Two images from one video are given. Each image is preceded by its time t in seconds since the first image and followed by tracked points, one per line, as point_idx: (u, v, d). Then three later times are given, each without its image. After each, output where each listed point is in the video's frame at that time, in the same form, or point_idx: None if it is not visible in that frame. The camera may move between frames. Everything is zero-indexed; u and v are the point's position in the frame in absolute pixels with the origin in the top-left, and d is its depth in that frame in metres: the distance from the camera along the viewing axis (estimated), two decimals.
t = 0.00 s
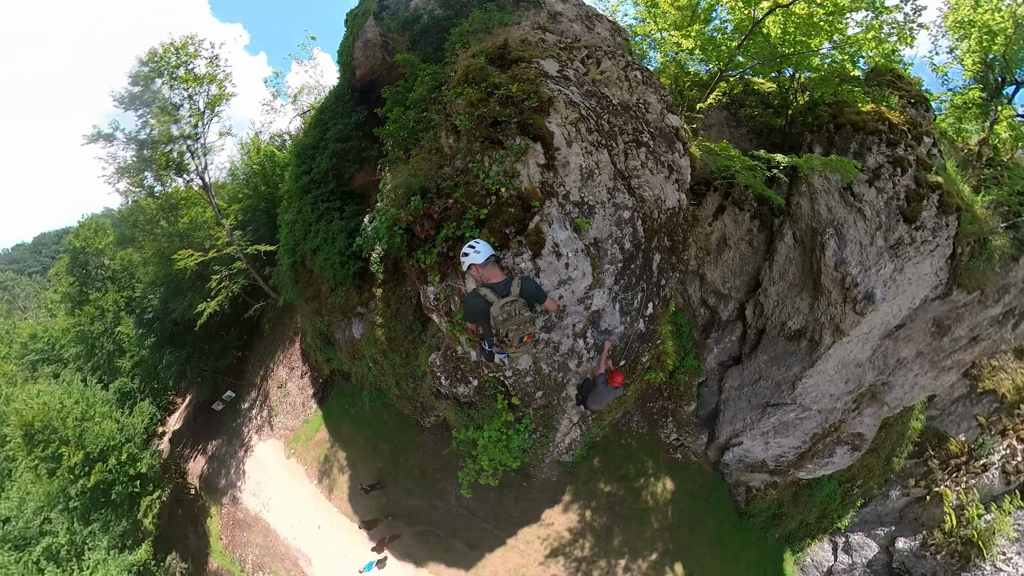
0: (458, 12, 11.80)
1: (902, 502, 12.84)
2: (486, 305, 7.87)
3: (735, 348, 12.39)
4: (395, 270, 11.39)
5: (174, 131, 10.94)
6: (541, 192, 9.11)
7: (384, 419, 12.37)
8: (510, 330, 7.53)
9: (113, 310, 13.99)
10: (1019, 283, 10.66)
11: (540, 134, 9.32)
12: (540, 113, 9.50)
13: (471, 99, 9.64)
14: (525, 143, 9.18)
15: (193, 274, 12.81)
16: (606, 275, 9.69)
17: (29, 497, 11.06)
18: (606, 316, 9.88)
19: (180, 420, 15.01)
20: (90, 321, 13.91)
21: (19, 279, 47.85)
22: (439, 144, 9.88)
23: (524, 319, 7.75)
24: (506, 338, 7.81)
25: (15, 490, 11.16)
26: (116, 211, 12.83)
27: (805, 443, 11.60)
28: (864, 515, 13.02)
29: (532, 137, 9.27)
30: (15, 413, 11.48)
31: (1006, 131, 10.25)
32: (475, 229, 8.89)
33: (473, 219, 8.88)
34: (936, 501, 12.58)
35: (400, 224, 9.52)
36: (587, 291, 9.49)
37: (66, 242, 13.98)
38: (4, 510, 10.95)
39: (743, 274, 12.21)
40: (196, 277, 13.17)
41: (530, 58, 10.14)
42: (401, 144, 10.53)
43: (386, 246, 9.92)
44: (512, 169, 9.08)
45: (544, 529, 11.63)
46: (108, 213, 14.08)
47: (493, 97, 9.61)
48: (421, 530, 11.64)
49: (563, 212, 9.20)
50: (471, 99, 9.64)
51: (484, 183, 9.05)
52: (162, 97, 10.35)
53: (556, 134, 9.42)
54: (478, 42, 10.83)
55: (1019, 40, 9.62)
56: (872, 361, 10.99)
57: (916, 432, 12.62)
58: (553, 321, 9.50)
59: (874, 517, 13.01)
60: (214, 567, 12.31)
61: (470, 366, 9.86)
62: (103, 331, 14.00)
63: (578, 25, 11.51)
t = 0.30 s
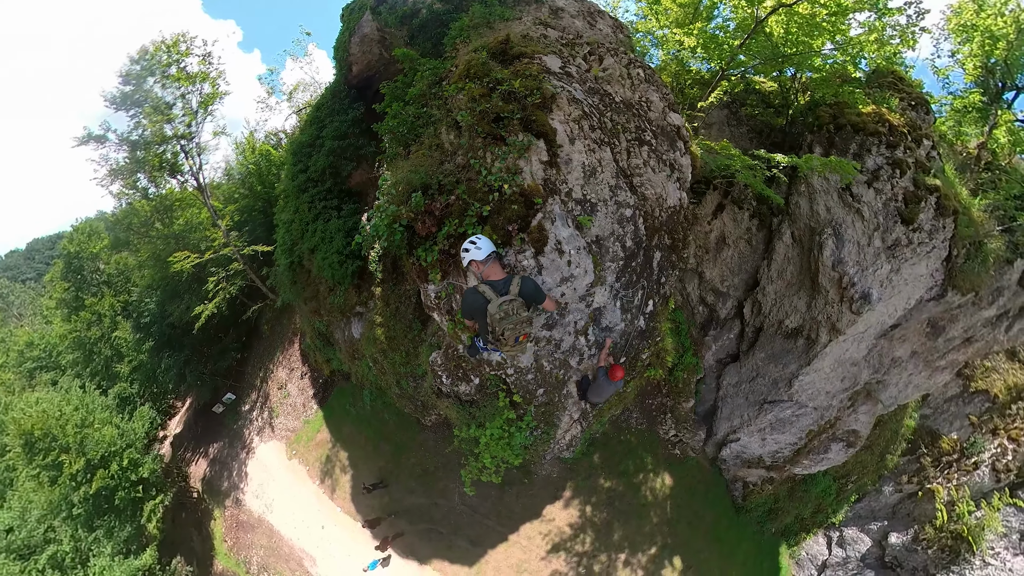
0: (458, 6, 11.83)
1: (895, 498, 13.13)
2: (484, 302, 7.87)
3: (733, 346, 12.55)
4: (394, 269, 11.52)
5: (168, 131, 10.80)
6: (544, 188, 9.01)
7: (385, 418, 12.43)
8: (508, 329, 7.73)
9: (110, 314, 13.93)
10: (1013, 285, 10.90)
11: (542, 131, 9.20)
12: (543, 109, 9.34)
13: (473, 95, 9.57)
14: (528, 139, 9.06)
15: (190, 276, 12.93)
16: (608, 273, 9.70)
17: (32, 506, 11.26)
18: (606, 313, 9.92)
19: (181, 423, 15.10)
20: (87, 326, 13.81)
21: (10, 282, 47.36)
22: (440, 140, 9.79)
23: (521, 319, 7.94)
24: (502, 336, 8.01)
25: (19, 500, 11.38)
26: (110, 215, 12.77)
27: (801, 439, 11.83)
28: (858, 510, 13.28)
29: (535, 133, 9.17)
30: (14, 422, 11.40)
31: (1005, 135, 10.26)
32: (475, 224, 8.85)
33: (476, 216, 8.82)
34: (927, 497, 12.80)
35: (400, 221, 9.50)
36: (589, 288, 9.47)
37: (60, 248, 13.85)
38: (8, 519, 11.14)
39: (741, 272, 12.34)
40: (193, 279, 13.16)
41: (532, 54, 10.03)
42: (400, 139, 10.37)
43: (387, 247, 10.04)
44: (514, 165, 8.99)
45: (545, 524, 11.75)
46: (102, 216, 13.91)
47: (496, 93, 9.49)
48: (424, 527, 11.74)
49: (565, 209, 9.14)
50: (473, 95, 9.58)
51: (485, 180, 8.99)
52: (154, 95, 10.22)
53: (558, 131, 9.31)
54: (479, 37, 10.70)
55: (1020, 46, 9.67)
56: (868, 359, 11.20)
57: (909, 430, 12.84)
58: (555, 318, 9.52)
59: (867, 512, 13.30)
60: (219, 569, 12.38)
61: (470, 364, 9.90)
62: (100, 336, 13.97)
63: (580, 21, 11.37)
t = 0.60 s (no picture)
0: None
1: (888, 493, 13.33)
2: (489, 300, 8.05)
3: (731, 345, 12.74)
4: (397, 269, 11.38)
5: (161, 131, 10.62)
6: (553, 189, 8.99)
7: (386, 419, 12.50)
8: (508, 332, 7.78)
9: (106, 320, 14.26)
10: (1005, 289, 11.11)
11: (553, 130, 9.17)
12: (553, 108, 9.35)
13: (480, 90, 9.41)
14: (538, 138, 9.04)
15: (185, 279, 12.58)
16: (612, 274, 9.70)
17: (34, 516, 11.23)
18: (610, 314, 9.93)
19: (182, 428, 15.21)
20: (83, 333, 14.13)
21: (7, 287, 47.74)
22: (443, 136, 9.53)
23: (523, 324, 7.99)
24: (502, 338, 8.04)
25: (21, 510, 11.40)
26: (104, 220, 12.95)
27: (796, 436, 12.05)
28: (851, 505, 13.46)
29: (545, 133, 9.15)
30: (12, 433, 11.58)
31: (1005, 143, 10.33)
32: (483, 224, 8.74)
33: (485, 216, 8.74)
34: (918, 493, 13.00)
35: (405, 221, 9.25)
36: (595, 289, 9.44)
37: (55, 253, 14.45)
38: (10, 531, 11.09)
39: (740, 272, 12.49)
40: (188, 282, 12.92)
41: (541, 50, 10.00)
42: (403, 134, 10.07)
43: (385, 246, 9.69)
44: (524, 165, 8.94)
45: (547, 520, 11.93)
46: (96, 221, 13.84)
47: (505, 88, 9.39)
48: (427, 526, 11.87)
49: (573, 211, 9.12)
50: (480, 90, 9.42)
51: (494, 179, 8.89)
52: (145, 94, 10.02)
53: (568, 130, 9.31)
54: (484, 31, 10.54)
55: (1021, 54, 9.84)
56: (862, 359, 11.45)
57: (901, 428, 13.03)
58: (560, 319, 9.53)
59: (860, 508, 13.43)
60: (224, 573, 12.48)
61: (475, 365, 9.84)
62: (97, 343, 14.24)
63: (585, 18, 11.20)
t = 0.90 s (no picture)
0: None
1: (882, 489, 13.11)
2: (482, 303, 8.00)
3: (728, 342, 12.84)
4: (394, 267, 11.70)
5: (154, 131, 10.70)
6: (552, 186, 8.85)
7: (387, 418, 12.55)
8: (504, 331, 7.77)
9: (104, 325, 14.54)
10: (1000, 291, 11.23)
11: (551, 127, 9.04)
12: (552, 105, 9.21)
13: (479, 87, 9.27)
14: (536, 135, 8.90)
15: (183, 280, 12.89)
16: (612, 272, 9.64)
17: (39, 525, 11.21)
18: (609, 311, 9.86)
19: (182, 431, 15.34)
20: (81, 339, 14.37)
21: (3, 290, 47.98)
22: (441, 134, 9.37)
23: (519, 322, 7.96)
24: (499, 338, 8.06)
25: (24, 519, 11.34)
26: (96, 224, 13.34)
27: (793, 433, 12.20)
28: (845, 501, 13.41)
29: (543, 129, 9.00)
30: (13, 442, 11.63)
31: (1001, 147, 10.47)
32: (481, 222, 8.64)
33: (484, 214, 8.61)
34: (911, 490, 12.72)
35: (403, 220, 9.13)
36: (593, 287, 9.35)
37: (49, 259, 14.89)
38: (15, 540, 10.98)
39: (738, 270, 12.56)
40: (186, 285, 13.18)
41: (540, 47, 9.84)
42: (401, 130, 9.88)
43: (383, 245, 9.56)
44: (522, 162, 8.79)
45: (547, 516, 12.11)
46: (89, 225, 13.81)
47: (504, 85, 9.28)
48: (430, 523, 12.01)
49: (572, 208, 9.01)
50: (478, 87, 9.26)
51: (492, 176, 8.78)
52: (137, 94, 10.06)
53: (567, 127, 9.19)
54: (483, 27, 10.42)
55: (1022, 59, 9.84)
56: (858, 357, 11.62)
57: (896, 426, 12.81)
58: (559, 317, 9.44)
59: (854, 503, 13.36)
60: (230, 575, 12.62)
61: (475, 363, 9.78)
62: (95, 348, 14.39)
63: (585, 14, 11.05)
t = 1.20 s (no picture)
0: None
1: (875, 485, 13.42)
2: (495, 307, 8.00)
3: (727, 341, 13.08)
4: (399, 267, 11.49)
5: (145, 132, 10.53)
6: (569, 190, 8.92)
7: (390, 419, 12.60)
8: (518, 336, 7.63)
9: (99, 331, 14.57)
10: (992, 294, 11.40)
11: (570, 129, 9.01)
12: (570, 106, 9.16)
13: (496, 82, 9.01)
14: (555, 137, 8.82)
15: (180, 284, 13.05)
16: (620, 275, 9.85)
17: (42, 536, 11.53)
18: (617, 313, 10.02)
19: (184, 435, 15.27)
20: (78, 345, 14.58)
21: None
22: (451, 129, 9.22)
23: (532, 327, 7.91)
24: (511, 343, 7.85)
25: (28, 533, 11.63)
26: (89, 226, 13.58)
27: (789, 429, 12.51)
28: (839, 495, 13.78)
29: (563, 131, 8.96)
30: (12, 454, 11.79)
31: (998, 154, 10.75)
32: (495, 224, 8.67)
33: (502, 215, 8.59)
34: (903, 485, 13.06)
35: (415, 221, 8.74)
36: (603, 290, 9.56)
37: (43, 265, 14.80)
38: (20, 552, 11.42)
39: (737, 270, 12.77)
40: (181, 288, 13.33)
41: (556, 44, 9.75)
42: (410, 124, 9.74)
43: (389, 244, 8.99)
44: (541, 164, 8.77)
45: (550, 512, 12.31)
46: (81, 229, 13.62)
47: (522, 83, 9.11)
48: (435, 522, 12.14)
49: (587, 212, 9.19)
50: (495, 81, 9.04)
51: (511, 176, 8.70)
52: (127, 95, 9.89)
53: (584, 130, 9.17)
54: (494, 22, 10.21)
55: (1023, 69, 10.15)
56: (853, 357, 11.90)
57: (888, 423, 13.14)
58: (568, 319, 9.61)
59: (848, 498, 13.73)
60: None
61: (483, 365, 10.01)
62: (91, 356, 14.66)
63: (595, 12, 10.87)
